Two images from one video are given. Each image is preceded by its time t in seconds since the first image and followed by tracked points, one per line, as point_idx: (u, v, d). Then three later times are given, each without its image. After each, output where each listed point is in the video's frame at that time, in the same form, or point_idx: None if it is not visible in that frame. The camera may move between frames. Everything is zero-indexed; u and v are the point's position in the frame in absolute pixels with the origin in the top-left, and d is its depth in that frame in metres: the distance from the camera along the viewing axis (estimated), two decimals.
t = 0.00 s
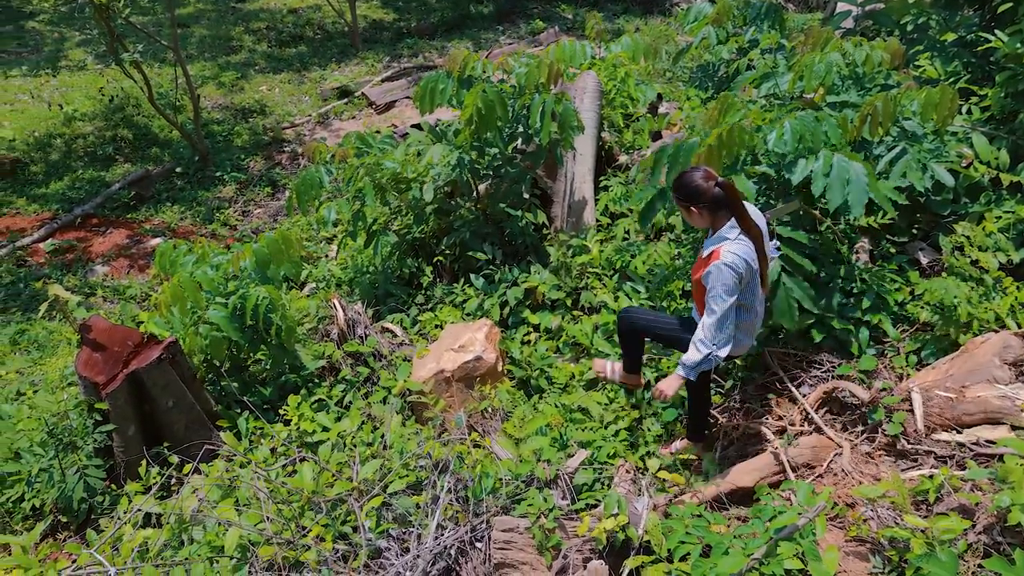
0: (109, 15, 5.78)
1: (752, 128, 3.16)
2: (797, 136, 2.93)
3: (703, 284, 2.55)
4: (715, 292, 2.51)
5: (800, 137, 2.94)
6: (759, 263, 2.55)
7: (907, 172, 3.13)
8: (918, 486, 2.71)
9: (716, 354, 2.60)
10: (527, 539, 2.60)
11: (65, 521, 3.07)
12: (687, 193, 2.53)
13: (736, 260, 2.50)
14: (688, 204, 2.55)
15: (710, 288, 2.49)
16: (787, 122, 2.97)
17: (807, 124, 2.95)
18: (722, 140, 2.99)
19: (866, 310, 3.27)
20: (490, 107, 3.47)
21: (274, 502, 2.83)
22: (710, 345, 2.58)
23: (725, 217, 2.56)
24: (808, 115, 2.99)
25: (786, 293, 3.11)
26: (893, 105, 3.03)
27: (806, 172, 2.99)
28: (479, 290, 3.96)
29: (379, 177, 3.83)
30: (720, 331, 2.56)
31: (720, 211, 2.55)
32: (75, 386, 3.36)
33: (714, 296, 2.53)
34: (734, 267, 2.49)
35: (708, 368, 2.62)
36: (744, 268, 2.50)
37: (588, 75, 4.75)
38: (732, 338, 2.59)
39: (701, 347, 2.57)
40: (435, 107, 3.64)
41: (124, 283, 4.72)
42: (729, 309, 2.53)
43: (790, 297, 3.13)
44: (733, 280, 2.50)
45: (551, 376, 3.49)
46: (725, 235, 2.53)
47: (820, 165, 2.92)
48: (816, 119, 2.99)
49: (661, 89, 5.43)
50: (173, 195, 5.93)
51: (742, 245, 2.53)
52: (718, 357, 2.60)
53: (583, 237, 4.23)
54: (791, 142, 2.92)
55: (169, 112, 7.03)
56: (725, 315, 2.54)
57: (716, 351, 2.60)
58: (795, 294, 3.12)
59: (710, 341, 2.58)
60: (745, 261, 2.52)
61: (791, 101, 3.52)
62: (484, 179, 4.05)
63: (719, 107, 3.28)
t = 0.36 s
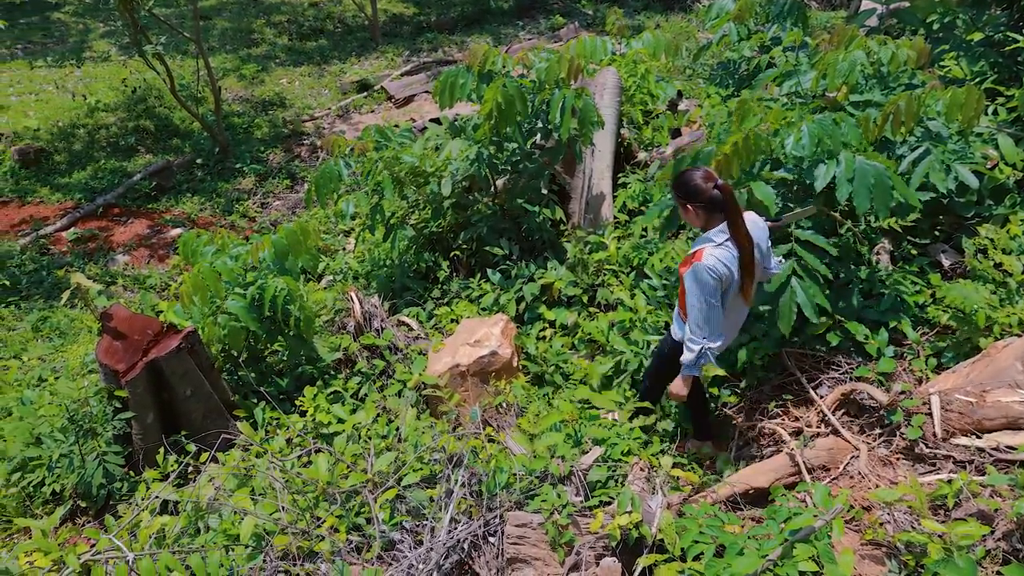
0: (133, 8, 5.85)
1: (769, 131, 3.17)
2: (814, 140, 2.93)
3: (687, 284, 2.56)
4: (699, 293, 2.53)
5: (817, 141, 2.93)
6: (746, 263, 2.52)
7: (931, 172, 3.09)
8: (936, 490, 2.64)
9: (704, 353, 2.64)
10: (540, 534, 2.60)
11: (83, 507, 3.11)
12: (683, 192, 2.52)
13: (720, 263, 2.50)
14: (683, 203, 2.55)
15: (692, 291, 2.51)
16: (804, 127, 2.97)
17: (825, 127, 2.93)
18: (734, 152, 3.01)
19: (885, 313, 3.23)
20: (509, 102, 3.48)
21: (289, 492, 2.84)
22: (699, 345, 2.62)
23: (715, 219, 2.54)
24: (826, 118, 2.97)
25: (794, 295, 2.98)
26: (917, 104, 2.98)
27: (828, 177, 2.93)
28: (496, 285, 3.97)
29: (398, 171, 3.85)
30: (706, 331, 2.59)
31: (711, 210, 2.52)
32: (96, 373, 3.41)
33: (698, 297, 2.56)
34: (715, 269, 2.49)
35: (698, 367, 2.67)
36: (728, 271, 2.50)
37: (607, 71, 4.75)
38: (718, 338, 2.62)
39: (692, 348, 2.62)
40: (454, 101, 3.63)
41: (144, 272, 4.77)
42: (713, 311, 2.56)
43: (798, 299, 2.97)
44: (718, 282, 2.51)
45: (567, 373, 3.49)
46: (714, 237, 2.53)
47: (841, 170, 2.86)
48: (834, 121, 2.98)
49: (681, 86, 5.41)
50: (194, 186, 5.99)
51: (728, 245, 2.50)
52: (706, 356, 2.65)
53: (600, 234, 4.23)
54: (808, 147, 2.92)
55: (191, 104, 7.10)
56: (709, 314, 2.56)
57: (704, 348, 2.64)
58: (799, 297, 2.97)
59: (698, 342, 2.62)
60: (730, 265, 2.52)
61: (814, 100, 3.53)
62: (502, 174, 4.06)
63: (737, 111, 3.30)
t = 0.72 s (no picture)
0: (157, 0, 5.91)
1: (799, 136, 2.95)
2: (848, 142, 2.86)
3: (666, 281, 2.75)
4: (679, 289, 2.72)
5: (850, 143, 2.86)
6: (721, 262, 2.73)
7: (955, 172, 3.05)
8: (955, 494, 2.60)
9: (683, 345, 2.85)
10: (554, 531, 2.59)
11: (103, 493, 3.15)
12: (660, 194, 2.69)
13: (699, 261, 2.70)
14: (660, 204, 2.72)
15: (674, 287, 2.69)
16: (836, 128, 2.90)
17: (856, 127, 2.88)
18: (786, 158, 2.67)
19: (907, 314, 3.19)
20: (529, 96, 3.49)
21: (305, 484, 2.86)
22: (678, 338, 2.83)
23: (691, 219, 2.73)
24: (856, 118, 2.92)
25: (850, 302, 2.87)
26: (942, 103, 2.93)
27: (859, 178, 2.90)
28: (512, 281, 3.98)
29: (416, 165, 3.88)
30: (684, 324, 2.80)
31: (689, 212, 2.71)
32: (117, 362, 3.45)
33: (678, 293, 2.75)
34: (695, 267, 2.68)
35: (677, 358, 2.88)
36: (706, 268, 2.70)
37: (627, 66, 4.74)
38: (695, 330, 2.84)
39: (671, 341, 2.82)
40: (474, 95, 3.68)
41: (164, 263, 4.81)
42: (691, 305, 2.76)
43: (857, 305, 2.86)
44: (697, 278, 2.71)
45: (582, 369, 3.49)
46: (691, 236, 2.72)
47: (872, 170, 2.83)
48: (864, 121, 2.93)
49: (701, 83, 5.39)
50: (213, 178, 6.03)
51: (705, 245, 2.70)
52: (685, 348, 2.85)
53: (618, 230, 4.22)
54: (840, 148, 2.85)
55: (212, 96, 7.16)
56: (686, 310, 2.76)
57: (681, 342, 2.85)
58: (858, 297, 2.87)
59: (677, 335, 2.83)
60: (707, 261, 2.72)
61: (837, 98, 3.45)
62: (520, 170, 4.06)
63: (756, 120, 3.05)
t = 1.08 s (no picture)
0: None
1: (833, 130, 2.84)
2: (881, 137, 2.85)
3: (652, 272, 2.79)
4: (663, 280, 2.76)
5: (884, 138, 2.85)
6: (708, 254, 2.75)
7: (973, 172, 3.02)
8: (970, 497, 2.56)
9: (671, 337, 2.87)
10: (565, 528, 2.57)
11: (116, 484, 3.17)
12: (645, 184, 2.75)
13: (683, 252, 2.72)
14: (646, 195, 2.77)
15: (657, 277, 2.73)
16: (869, 123, 2.89)
17: (890, 123, 2.86)
18: (818, 148, 2.62)
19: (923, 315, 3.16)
20: (544, 92, 3.49)
21: (317, 477, 2.87)
22: (666, 330, 2.86)
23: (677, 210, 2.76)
24: (889, 114, 2.91)
25: (916, 291, 2.90)
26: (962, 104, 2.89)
27: (894, 174, 2.87)
28: (525, 277, 3.98)
29: (431, 161, 3.89)
30: (671, 316, 2.83)
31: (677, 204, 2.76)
32: (131, 354, 3.48)
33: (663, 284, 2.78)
34: (679, 258, 2.71)
35: (667, 350, 2.90)
36: (690, 259, 2.72)
37: (643, 64, 4.78)
38: (683, 322, 2.86)
39: (658, 333, 2.85)
40: (490, 90, 3.67)
41: (179, 256, 4.83)
42: (676, 297, 2.79)
43: (925, 291, 2.93)
44: (680, 269, 2.74)
45: (594, 367, 3.49)
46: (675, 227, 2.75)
47: (908, 165, 2.82)
48: (896, 118, 2.91)
49: (717, 80, 5.38)
50: (228, 171, 6.05)
51: (690, 237, 2.73)
52: (674, 340, 2.88)
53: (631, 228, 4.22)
54: (874, 143, 2.83)
55: (228, 90, 7.19)
56: (672, 302, 2.79)
57: (670, 334, 2.88)
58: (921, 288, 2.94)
59: (664, 327, 2.86)
60: (692, 253, 2.74)
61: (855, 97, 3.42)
62: (534, 166, 4.11)
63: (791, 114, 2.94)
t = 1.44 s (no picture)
0: None
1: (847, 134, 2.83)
2: (892, 139, 2.81)
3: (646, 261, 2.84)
4: (658, 268, 2.82)
5: (895, 140, 2.81)
6: (702, 244, 2.81)
7: (983, 173, 3.00)
8: (977, 500, 2.54)
9: (666, 325, 2.93)
10: (570, 528, 2.57)
11: (122, 480, 3.19)
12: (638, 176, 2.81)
13: (676, 241, 2.78)
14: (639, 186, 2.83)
15: (651, 266, 2.79)
16: (880, 126, 2.85)
17: (901, 125, 2.83)
18: (834, 153, 2.61)
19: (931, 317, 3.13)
20: (552, 93, 3.49)
21: (322, 476, 2.87)
22: (660, 318, 2.92)
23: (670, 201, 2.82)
24: (901, 116, 2.88)
25: (915, 301, 2.81)
26: (971, 104, 2.87)
27: (907, 176, 2.85)
28: (530, 276, 3.99)
29: (438, 159, 3.90)
30: (666, 304, 2.88)
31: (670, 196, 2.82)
32: (138, 351, 3.49)
33: (658, 272, 2.84)
34: (672, 247, 2.76)
35: (662, 338, 2.96)
36: (683, 248, 2.78)
37: (650, 62, 4.78)
38: (678, 310, 2.91)
39: (653, 321, 2.91)
40: (497, 91, 3.69)
41: (186, 252, 4.84)
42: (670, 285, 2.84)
43: (923, 302, 2.82)
44: (675, 258, 2.79)
45: (600, 366, 3.49)
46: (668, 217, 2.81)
47: (921, 167, 2.79)
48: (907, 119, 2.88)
49: (724, 79, 5.38)
50: (234, 168, 6.06)
51: (684, 228, 2.80)
52: (669, 328, 2.93)
53: (637, 227, 4.22)
54: (887, 145, 2.79)
55: (235, 87, 7.20)
56: (667, 291, 2.85)
57: (664, 323, 2.93)
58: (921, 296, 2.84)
59: (659, 315, 2.92)
60: (685, 242, 2.79)
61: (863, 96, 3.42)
62: (540, 165, 4.11)
63: (799, 117, 2.86)
